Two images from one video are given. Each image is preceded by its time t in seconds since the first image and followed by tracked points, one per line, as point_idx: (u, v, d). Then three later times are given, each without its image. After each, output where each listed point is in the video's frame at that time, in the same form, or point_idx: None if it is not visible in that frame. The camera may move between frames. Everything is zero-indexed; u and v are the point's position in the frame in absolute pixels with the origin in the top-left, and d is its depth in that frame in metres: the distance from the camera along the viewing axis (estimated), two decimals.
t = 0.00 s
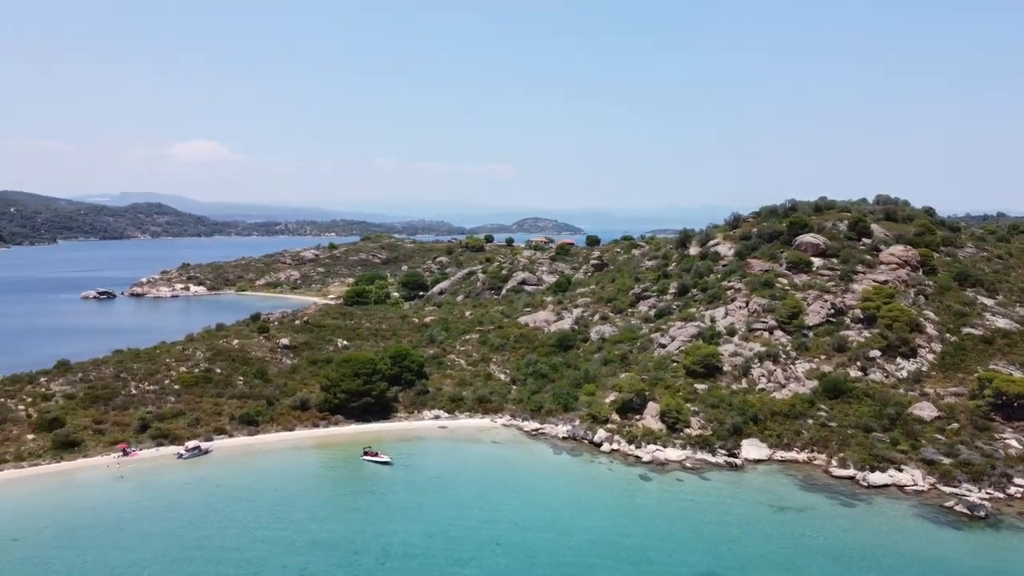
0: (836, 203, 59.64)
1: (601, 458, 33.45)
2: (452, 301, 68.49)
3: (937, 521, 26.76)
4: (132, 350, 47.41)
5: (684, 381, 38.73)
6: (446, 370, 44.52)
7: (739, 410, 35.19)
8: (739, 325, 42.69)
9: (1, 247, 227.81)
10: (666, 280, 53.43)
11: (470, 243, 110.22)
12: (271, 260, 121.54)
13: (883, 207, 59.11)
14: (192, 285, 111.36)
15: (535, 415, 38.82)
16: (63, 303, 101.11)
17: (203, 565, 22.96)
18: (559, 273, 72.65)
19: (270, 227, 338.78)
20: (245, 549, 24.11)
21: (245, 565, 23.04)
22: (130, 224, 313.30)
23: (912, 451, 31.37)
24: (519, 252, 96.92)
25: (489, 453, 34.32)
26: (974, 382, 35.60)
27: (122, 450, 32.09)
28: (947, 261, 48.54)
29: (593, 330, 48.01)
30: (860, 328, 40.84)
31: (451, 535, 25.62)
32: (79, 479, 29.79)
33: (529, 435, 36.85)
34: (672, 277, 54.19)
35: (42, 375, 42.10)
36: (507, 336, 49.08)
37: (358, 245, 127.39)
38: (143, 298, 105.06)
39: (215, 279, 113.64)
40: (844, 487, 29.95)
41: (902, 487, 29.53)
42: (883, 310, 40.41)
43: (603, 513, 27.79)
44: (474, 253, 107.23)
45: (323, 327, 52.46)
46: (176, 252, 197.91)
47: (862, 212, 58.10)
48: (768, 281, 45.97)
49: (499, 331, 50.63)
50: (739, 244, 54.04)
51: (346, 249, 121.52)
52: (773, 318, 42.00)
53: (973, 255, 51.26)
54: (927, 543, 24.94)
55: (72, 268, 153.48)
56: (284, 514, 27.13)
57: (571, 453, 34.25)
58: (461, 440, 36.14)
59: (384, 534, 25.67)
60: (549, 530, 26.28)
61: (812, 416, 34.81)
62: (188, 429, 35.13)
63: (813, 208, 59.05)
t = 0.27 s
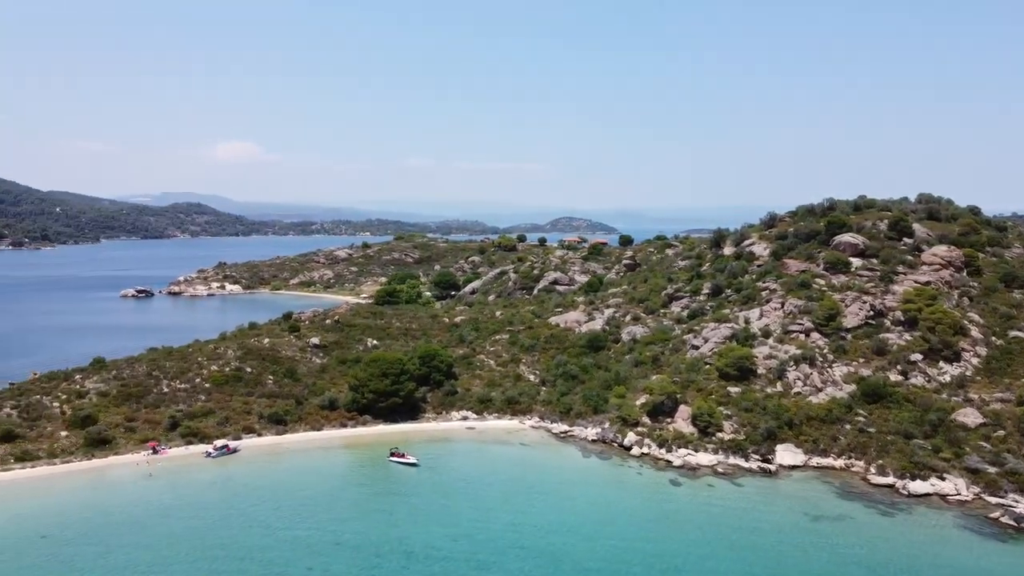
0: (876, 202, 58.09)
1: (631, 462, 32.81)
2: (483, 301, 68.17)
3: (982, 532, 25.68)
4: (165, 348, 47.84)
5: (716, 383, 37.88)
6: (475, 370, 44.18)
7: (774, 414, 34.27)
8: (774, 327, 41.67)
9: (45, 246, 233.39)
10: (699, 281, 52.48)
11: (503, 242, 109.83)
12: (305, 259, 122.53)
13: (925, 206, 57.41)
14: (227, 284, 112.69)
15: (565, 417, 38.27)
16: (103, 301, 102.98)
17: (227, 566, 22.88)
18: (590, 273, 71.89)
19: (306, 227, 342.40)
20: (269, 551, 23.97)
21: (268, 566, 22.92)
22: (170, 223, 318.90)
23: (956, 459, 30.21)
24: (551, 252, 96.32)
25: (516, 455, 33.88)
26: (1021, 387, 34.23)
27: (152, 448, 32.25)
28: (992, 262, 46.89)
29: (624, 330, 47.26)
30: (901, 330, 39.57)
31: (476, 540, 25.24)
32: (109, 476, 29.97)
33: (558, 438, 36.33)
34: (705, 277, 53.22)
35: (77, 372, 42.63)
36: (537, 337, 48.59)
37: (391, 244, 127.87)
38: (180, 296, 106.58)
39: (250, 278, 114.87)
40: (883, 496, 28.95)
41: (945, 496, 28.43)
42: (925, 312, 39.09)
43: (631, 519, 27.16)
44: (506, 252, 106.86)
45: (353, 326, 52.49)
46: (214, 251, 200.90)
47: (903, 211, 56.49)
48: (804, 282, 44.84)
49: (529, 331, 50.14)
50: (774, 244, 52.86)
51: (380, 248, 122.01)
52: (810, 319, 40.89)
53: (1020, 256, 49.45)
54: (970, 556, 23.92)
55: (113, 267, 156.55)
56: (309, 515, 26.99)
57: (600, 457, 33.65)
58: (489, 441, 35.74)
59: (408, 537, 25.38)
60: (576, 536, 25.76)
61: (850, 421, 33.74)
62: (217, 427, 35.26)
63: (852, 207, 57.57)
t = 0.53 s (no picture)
0: (917, 200, 56.48)
1: (661, 466, 32.13)
2: (514, 301, 67.75)
3: None
4: (197, 346, 48.23)
5: (750, 386, 36.99)
6: (504, 371, 43.76)
7: (809, 418, 33.33)
8: (810, 328, 40.60)
9: (87, 245, 238.41)
10: (733, 281, 51.46)
11: (535, 242, 109.24)
12: (338, 258, 123.28)
13: (969, 204, 55.61)
14: (262, 282, 113.86)
15: (594, 418, 37.69)
16: (141, 299, 104.69)
17: (249, 567, 22.78)
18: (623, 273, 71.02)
19: (341, 226, 345.32)
20: (292, 552, 23.82)
21: (290, 568, 22.76)
22: (208, 223, 323.98)
23: (1000, 467, 29.03)
24: (583, 251, 95.57)
25: (544, 458, 33.39)
26: None
27: (181, 446, 32.42)
28: None
29: (655, 331, 46.45)
30: (943, 333, 38.20)
31: (500, 544, 24.83)
32: (138, 473, 30.15)
33: (586, 440, 35.78)
34: (739, 277, 52.17)
35: (111, 369, 43.00)
36: (567, 337, 48.02)
37: (423, 243, 128.10)
38: (216, 295, 107.94)
39: (284, 277, 115.92)
40: (922, 505, 27.93)
41: (989, 507, 27.33)
42: (969, 314, 37.70)
43: (660, 525, 26.55)
44: (538, 251, 106.33)
45: (383, 326, 52.46)
46: (251, 250, 203.45)
47: (946, 209, 54.79)
48: (842, 282, 43.65)
49: (559, 331, 49.58)
50: (811, 244, 51.62)
51: (412, 247, 122.34)
52: (848, 321, 39.75)
53: None
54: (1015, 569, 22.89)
55: (152, 265, 159.33)
56: (333, 516, 26.84)
57: (629, 460, 33.02)
58: (516, 443, 35.29)
59: (432, 540, 25.08)
60: (603, 542, 25.24)
61: (889, 426, 32.63)
62: (245, 426, 35.37)
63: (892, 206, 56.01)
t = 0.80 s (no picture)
0: (958, 196, 54.81)
1: (689, 467, 31.45)
2: (542, 297, 67.21)
3: None
4: (226, 341, 48.48)
5: (781, 386, 36.10)
6: (531, 368, 43.33)
7: (842, 419, 32.37)
8: (844, 327, 39.52)
9: (125, 240, 242.66)
10: (765, 278, 50.42)
11: (565, 238, 108.46)
12: (369, 254, 123.70)
13: (1013, 200, 53.78)
14: (293, 278, 114.70)
15: (621, 418, 37.07)
16: (175, 294, 106.01)
17: (270, 565, 22.63)
18: (653, 269, 70.10)
19: (373, 222, 347.31)
20: (313, 550, 23.63)
21: (310, 567, 22.59)
22: (243, 219, 327.95)
23: None
24: (613, 248, 94.67)
25: (569, 457, 32.91)
26: None
27: (206, 442, 32.48)
28: None
29: (685, 329, 45.62)
30: (985, 333, 36.75)
31: (523, 546, 24.42)
32: (164, 468, 30.23)
33: (613, 439, 35.22)
34: (771, 274, 51.10)
35: (141, 364, 43.30)
36: (595, 335, 47.38)
37: (453, 239, 128.02)
38: (248, 290, 108.95)
39: (315, 272, 116.64)
40: (962, 511, 26.93)
41: None
42: (1012, 313, 36.25)
43: (687, 529, 25.91)
44: (568, 247, 105.57)
45: (410, 322, 52.32)
46: (284, 245, 205.36)
47: (988, 205, 53.05)
48: (878, 280, 42.43)
49: (587, 329, 48.99)
50: (846, 240, 50.33)
51: (442, 243, 122.34)
52: (884, 320, 38.57)
53: None
54: None
55: (187, 261, 161.55)
56: (355, 514, 26.63)
57: (657, 461, 32.39)
58: (542, 442, 34.85)
59: (454, 541, 24.75)
60: (627, 546, 24.69)
61: (926, 429, 31.47)
62: (270, 422, 35.39)
63: (931, 201, 54.42)
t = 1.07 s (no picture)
0: (996, 191, 53.19)
1: (714, 469, 30.78)
2: (568, 294, 66.62)
3: None
4: (250, 337, 48.61)
5: (811, 386, 35.22)
6: (555, 366, 42.84)
7: (874, 420, 31.44)
8: (877, 326, 38.47)
9: (157, 235, 246.14)
10: (795, 275, 49.36)
11: (592, 234, 107.56)
12: (395, 250, 123.91)
13: None
14: (320, 274, 115.26)
15: (645, 417, 36.45)
16: (204, 290, 107.04)
17: (287, 564, 22.49)
18: (681, 266, 69.13)
19: (401, 218, 348.55)
20: (331, 550, 23.44)
21: (327, 566, 22.40)
22: (273, 215, 331.10)
23: None
24: (640, 244, 93.67)
25: (592, 457, 32.41)
26: None
27: (228, 438, 32.47)
28: None
29: (712, 327, 44.80)
30: None
31: (543, 548, 24.01)
32: (186, 463, 30.28)
33: (637, 439, 34.64)
34: (802, 271, 50.02)
35: (166, 359, 43.52)
36: (620, 332, 46.73)
37: (479, 235, 127.74)
38: (276, 286, 109.68)
39: (342, 268, 117.07)
40: (999, 518, 25.95)
41: None
42: None
43: (711, 533, 25.32)
44: (595, 243, 104.66)
45: (434, 318, 52.08)
46: (313, 242, 206.73)
47: None
48: (912, 277, 41.25)
49: (612, 326, 48.35)
50: (879, 236, 49.06)
51: (469, 239, 122.10)
52: (918, 318, 37.45)
53: None
54: None
55: (217, 257, 163.26)
56: (374, 513, 26.41)
57: (681, 461, 31.77)
58: (565, 441, 34.37)
59: (473, 542, 24.42)
60: (650, 549, 24.17)
61: (962, 432, 30.34)
62: (292, 418, 35.34)
63: (969, 197, 52.87)
